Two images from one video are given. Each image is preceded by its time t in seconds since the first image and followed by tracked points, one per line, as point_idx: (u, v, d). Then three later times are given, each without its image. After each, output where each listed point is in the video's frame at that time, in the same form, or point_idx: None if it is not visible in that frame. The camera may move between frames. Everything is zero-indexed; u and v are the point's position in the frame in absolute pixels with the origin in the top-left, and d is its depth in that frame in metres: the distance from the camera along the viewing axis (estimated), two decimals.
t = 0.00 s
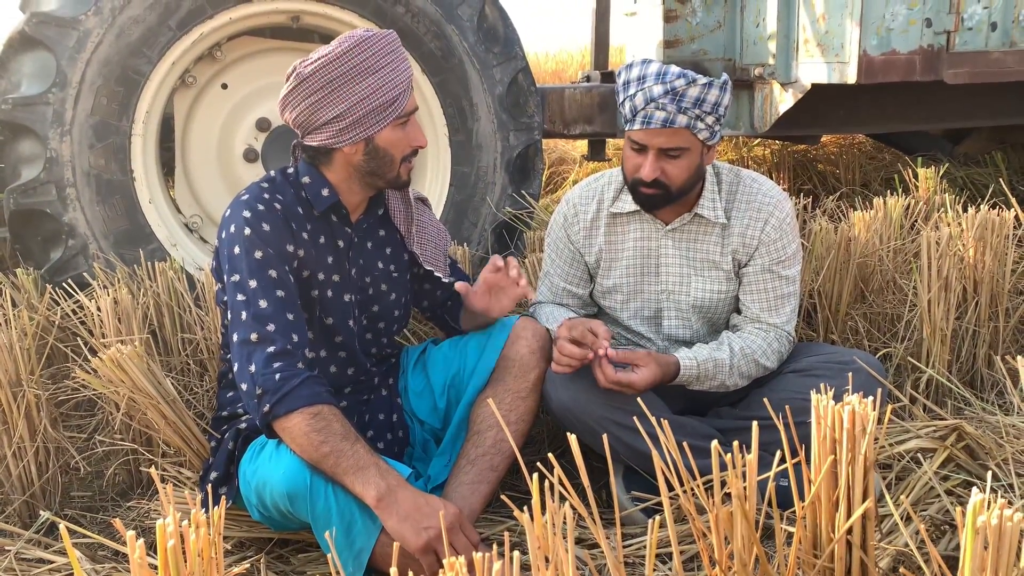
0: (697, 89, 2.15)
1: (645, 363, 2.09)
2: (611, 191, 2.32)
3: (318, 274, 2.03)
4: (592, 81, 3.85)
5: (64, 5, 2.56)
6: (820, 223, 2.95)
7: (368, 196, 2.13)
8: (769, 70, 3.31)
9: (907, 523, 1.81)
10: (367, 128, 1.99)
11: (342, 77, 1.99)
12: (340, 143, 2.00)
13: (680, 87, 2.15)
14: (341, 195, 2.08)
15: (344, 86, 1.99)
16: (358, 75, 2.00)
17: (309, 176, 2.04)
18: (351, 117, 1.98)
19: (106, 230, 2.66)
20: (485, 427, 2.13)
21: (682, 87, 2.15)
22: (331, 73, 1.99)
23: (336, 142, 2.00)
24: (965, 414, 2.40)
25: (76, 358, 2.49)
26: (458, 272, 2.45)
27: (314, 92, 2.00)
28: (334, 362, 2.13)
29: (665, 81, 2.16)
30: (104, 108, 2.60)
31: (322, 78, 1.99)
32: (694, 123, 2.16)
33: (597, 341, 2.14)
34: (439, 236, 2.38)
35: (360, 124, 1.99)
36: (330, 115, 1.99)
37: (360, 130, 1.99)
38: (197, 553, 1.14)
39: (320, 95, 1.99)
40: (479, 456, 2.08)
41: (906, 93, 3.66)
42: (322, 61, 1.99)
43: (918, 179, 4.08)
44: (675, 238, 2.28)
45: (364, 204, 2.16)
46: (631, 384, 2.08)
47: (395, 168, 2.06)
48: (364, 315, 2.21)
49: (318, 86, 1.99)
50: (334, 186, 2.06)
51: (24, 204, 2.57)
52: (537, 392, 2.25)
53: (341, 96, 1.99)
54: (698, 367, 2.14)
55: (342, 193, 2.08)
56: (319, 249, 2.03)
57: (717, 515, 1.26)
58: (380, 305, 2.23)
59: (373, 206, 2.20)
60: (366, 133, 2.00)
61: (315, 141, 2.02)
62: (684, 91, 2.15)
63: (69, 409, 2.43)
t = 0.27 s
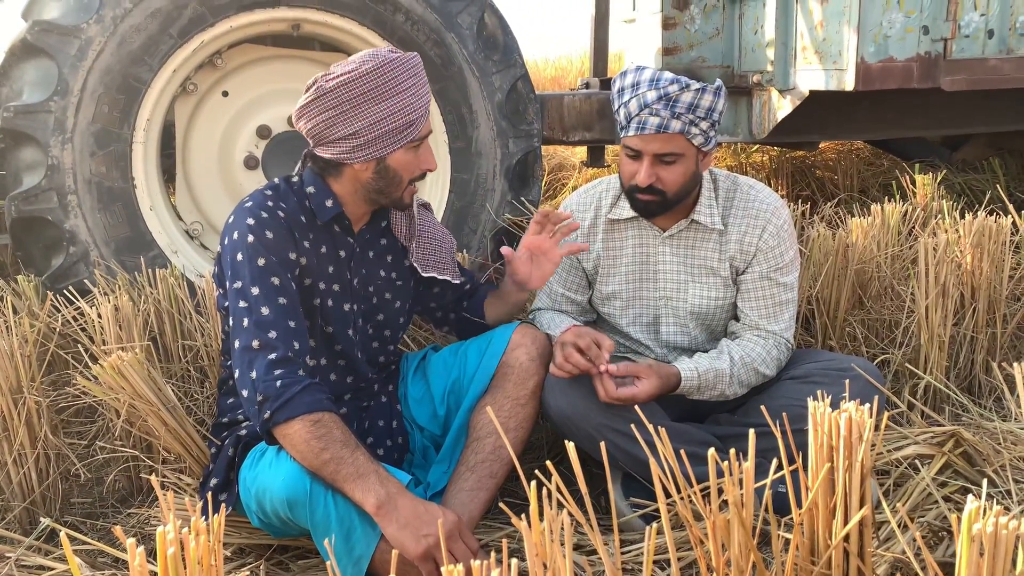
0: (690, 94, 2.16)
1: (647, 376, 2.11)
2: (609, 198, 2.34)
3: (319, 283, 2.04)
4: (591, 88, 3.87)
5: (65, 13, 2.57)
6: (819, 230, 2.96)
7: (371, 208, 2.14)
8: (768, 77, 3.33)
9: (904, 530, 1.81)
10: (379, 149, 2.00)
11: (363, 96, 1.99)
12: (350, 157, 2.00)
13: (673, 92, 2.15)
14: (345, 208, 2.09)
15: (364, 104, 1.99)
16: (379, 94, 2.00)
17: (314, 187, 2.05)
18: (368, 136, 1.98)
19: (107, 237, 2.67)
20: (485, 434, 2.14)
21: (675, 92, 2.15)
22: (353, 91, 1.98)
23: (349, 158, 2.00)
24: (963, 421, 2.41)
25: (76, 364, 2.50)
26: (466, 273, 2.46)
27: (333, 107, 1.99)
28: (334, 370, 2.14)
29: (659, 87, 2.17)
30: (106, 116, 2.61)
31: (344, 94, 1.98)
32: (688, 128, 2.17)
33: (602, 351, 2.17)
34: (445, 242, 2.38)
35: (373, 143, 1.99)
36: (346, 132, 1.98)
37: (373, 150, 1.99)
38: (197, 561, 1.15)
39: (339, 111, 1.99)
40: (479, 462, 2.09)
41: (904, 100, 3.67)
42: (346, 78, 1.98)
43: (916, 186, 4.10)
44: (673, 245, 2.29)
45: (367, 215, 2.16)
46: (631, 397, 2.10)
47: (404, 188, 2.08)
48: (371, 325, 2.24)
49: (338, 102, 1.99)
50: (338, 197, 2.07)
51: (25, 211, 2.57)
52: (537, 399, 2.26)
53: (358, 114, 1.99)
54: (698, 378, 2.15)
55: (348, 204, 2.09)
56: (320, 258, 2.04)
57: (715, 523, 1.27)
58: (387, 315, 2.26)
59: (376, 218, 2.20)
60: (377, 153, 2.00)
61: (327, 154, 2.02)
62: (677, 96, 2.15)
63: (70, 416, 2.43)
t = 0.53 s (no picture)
0: (687, 106, 2.16)
1: (647, 385, 2.11)
2: (610, 204, 2.34)
3: (321, 290, 2.05)
4: (591, 93, 3.87)
5: (66, 19, 2.58)
6: (819, 235, 2.96)
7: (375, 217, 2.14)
8: (768, 82, 3.32)
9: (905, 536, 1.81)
10: (382, 159, 2.00)
11: (368, 105, 1.99)
12: (352, 165, 2.00)
13: (669, 102, 2.16)
14: (349, 216, 2.09)
15: (368, 113, 1.99)
16: (384, 104, 2.00)
17: (318, 195, 2.05)
18: (371, 146, 1.99)
19: (107, 243, 2.67)
20: (485, 440, 2.14)
21: (671, 102, 2.16)
22: (358, 100, 1.98)
23: (352, 167, 2.01)
24: (964, 427, 2.41)
25: (77, 370, 2.50)
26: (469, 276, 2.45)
27: (338, 115, 1.99)
28: (335, 376, 2.14)
29: (656, 96, 2.18)
30: (106, 121, 2.61)
31: (349, 103, 1.98)
32: (680, 139, 2.17)
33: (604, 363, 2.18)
34: (447, 246, 2.37)
35: (376, 152, 1.99)
36: (350, 140, 1.99)
37: (376, 159, 2.00)
38: (198, 567, 1.15)
39: (344, 120, 1.99)
40: (480, 469, 2.08)
41: (903, 105, 3.68)
42: (352, 86, 1.98)
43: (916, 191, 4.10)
44: (674, 251, 2.29)
45: (370, 224, 2.15)
46: (631, 406, 2.09)
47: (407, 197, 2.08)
48: (373, 332, 2.25)
49: (343, 110, 1.99)
50: (344, 207, 2.07)
51: (26, 216, 2.56)
52: (537, 405, 2.25)
53: (363, 123, 1.99)
54: (698, 384, 2.15)
55: (351, 213, 2.09)
56: (323, 265, 2.04)
57: (716, 529, 1.27)
58: (391, 322, 2.27)
59: (379, 227, 2.19)
60: (380, 162, 2.00)
61: (331, 162, 2.03)
62: (673, 106, 2.16)
63: (70, 422, 2.43)
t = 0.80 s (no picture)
0: (691, 105, 2.16)
1: (648, 387, 2.10)
2: (611, 205, 2.33)
3: (317, 291, 2.04)
4: (592, 96, 3.87)
5: (67, 20, 2.58)
6: (820, 237, 2.96)
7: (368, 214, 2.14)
8: (768, 85, 3.31)
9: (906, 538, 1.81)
10: (373, 154, 2.00)
11: (356, 101, 1.99)
12: (344, 162, 2.00)
13: (673, 103, 2.15)
14: (343, 216, 2.09)
15: (356, 109, 1.99)
16: (372, 99, 2.00)
17: (311, 196, 2.04)
18: (361, 141, 1.99)
19: (107, 245, 2.66)
20: (485, 442, 2.14)
21: (675, 103, 2.15)
22: (345, 95, 1.98)
23: (343, 163, 2.00)
24: (965, 429, 2.40)
25: (77, 372, 2.50)
26: (466, 279, 2.45)
27: (325, 112, 1.99)
28: (334, 377, 2.14)
29: (659, 98, 2.17)
30: (107, 123, 2.61)
31: (337, 99, 1.98)
32: (687, 139, 2.16)
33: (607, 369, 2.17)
34: (443, 247, 2.36)
35: (366, 148, 1.99)
36: (340, 137, 1.99)
37: (366, 155, 2.00)
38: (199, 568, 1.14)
39: (333, 116, 1.99)
40: (479, 470, 2.08)
41: (903, 107, 3.68)
42: (339, 82, 1.98)
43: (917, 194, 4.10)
44: (675, 253, 2.29)
45: (364, 222, 2.16)
46: (631, 409, 2.09)
47: (400, 191, 2.08)
48: (369, 333, 2.24)
49: (331, 107, 1.99)
50: (337, 206, 2.07)
51: (26, 218, 2.56)
52: (537, 407, 2.25)
53: (351, 119, 1.99)
54: (699, 386, 2.14)
55: (345, 213, 2.09)
56: (317, 266, 2.04)
57: (717, 531, 1.26)
58: (385, 322, 2.26)
59: (374, 224, 2.19)
60: (371, 158, 2.00)
61: (321, 159, 2.02)
62: (677, 107, 2.15)
63: (69, 424, 2.43)
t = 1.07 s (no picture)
0: (686, 96, 2.15)
1: (646, 386, 2.09)
2: (612, 202, 2.33)
3: (313, 287, 2.04)
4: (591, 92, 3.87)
5: (64, 17, 2.57)
6: (820, 234, 2.96)
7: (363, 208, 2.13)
8: (767, 81, 3.30)
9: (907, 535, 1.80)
10: (362, 142, 2.00)
11: (342, 90, 1.99)
12: (335, 152, 2.00)
13: (669, 97, 2.15)
14: (336, 209, 2.09)
15: (343, 98, 1.99)
16: (358, 88, 2.00)
17: (304, 190, 2.04)
18: (349, 130, 1.99)
19: (106, 241, 2.66)
20: (485, 438, 2.13)
21: (671, 97, 2.15)
22: (332, 85, 1.99)
23: (332, 154, 2.00)
24: (965, 426, 2.40)
25: (75, 369, 2.49)
26: (459, 279, 2.44)
27: (312, 103, 2.00)
28: (332, 374, 2.13)
29: (652, 97, 2.16)
30: (104, 119, 2.60)
31: (323, 89, 1.99)
32: (690, 129, 2.16)
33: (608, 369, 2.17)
34: (439, 244, 2.37)
35: (356, 136, 1.99)
36: (327, 127, 1.99)
37: (356, 143, 1.99)
38: (195, 565, 1.14)
39: (320, 106, 2.00)
40: (479, 467, 2.08)
41: (904, 103, 3.67)
42: (325, 72, 1.99)
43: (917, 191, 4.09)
44: (675, 250, 2.28)
45: (358, 216, 2.15)
46: (630, 408, 2.08)
47: (390, 180, 2.07)
48: (364, 327, 2.23)
49: (318, 97, 1.99)
50: (329, 199, 2.06)
51: (24, 215, 2.56)
52: (536, 403, 2.24)
53: (338, 109, 1.99)
54: (698, 385, 2.14)
55: (339, 206, 2.09)
56: (313, 261, 2.04)
57: (717, 527, 1.25)
58: (380, 317, 2.24)
59: (367, 219, 2.19)
60: (361, 146, 2.00)
61: (311, 151, 2.02)
62: (674, 101, 2.15)
63: (68, 421, 2.42)
